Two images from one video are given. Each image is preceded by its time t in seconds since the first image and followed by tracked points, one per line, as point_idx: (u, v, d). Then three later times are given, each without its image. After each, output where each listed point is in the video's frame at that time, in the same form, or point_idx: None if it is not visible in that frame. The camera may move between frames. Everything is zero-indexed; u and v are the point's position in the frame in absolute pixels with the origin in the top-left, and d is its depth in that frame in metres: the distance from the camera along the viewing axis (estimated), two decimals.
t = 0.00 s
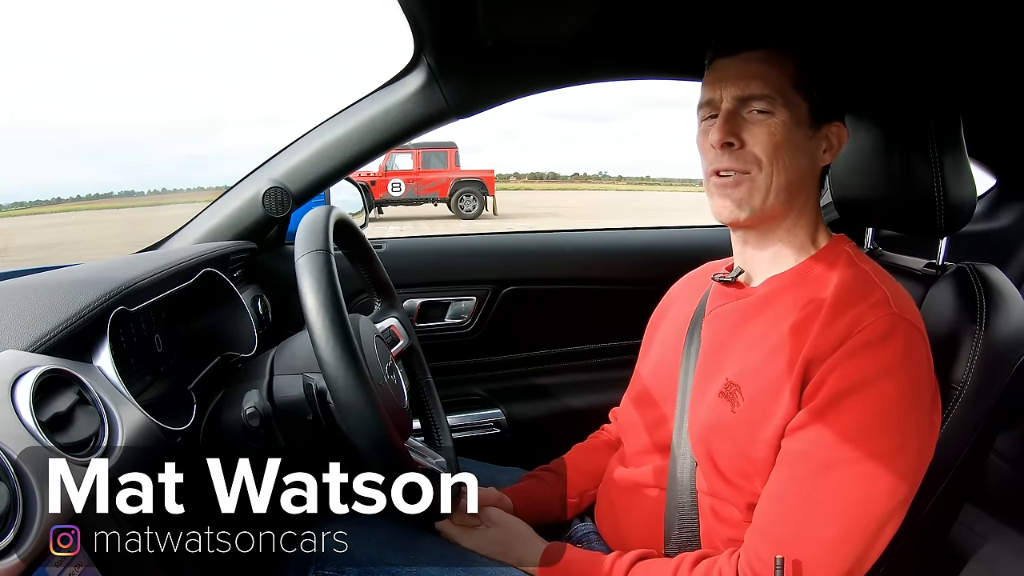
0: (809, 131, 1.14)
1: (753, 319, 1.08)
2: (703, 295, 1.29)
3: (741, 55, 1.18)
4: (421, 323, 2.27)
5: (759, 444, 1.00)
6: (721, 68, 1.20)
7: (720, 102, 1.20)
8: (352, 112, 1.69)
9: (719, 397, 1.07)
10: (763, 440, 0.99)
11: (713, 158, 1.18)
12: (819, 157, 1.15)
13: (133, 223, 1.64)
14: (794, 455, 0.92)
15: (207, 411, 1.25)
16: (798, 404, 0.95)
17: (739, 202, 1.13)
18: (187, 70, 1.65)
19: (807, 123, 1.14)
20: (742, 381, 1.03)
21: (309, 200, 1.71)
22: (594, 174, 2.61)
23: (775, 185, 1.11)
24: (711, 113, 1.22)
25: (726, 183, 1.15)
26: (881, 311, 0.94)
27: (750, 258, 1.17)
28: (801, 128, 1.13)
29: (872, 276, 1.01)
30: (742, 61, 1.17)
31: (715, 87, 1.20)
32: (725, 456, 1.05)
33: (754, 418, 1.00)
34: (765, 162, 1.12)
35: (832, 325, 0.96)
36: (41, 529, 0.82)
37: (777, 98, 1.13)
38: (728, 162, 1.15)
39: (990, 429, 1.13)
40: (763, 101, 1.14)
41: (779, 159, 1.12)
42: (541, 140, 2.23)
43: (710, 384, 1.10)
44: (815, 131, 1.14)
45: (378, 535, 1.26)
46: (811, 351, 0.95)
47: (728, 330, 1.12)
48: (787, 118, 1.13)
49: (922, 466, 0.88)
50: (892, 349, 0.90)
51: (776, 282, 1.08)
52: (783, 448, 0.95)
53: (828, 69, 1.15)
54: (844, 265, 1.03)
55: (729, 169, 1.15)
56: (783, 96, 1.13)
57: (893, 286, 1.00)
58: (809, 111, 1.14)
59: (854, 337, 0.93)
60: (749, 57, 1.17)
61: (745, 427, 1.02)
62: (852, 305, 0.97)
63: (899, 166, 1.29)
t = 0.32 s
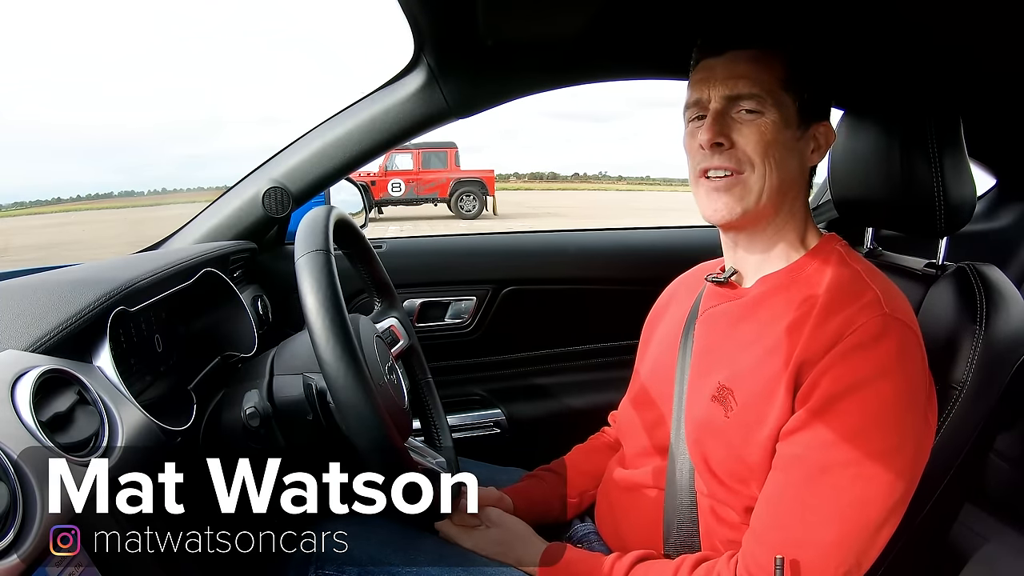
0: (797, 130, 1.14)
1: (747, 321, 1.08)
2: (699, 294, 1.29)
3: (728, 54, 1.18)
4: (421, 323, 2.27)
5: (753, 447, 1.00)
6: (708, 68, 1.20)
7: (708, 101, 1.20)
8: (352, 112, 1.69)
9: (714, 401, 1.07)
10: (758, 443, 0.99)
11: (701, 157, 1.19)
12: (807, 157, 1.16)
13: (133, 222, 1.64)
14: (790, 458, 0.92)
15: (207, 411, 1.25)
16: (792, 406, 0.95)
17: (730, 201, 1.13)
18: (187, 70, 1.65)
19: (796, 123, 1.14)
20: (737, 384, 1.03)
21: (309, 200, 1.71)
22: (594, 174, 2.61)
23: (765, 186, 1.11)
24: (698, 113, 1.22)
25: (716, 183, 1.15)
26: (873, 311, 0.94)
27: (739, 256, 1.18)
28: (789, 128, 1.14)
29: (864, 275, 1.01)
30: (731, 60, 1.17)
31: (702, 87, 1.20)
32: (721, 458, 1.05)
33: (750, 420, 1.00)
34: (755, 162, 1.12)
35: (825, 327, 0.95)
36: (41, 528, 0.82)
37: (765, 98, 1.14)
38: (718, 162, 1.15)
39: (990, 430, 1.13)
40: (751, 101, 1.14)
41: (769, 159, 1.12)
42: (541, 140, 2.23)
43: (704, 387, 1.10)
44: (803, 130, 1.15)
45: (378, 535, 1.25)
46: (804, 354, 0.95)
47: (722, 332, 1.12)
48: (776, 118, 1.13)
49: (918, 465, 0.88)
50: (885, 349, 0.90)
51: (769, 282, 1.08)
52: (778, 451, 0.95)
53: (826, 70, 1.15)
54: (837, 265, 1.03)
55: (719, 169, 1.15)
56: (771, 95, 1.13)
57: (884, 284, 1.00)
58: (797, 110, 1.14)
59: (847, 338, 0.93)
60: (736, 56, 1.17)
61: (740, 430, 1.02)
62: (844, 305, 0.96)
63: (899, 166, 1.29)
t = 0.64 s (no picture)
0: (788, 129, 1.13)
1: (749, 321, 1.08)
2: (701, 293, 1.29)
3: (720, 57, 1.19)
4: (421, 323, 2.27)
5: (753, 447, 1.00)
6: (700, 72, 1.22)
7: (700, 106, 1.21)
8: (352, 112, 1.70)
9: (715, 401, 1.07)
10: (759, 445, 0.99)
11: (692, 163, 1.22)
12: (803, 155, 1.14)
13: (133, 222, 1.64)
14: (792, 460, 0.91)
15: (207, 411, 1.25)
16: (793, 407, 0.95)
17: (717, 207, 1.15)
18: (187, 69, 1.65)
19: (788, 123, 1.13)
20: (737, 385, 1.03)
21: (309, 200, 1.71)
22: (594, 174, 2.61)
23: (751, 189, 1.12)
24: (693, 117, 1.24)
25: (705, 189, 1.17)
26: (875, 312, 0.94)
27: (737, 257, 1.19)
28: (779, 128, 1.13)
29: (866, 277, 1.01)
30: (721, 65, 1.18)
31: (695, 91, 1.22)
32: (719, 457, 1.06)
33: (751, 422, 1.00)
34: (741, 166, 1.13)
35: (826, 328, 0.95)
36: (41, 530, 0.82)
37: (752, 100, 1.14)
38: (707, 167, 1.18)
39: (990, 429, 1.13)
40: (739, 104, 1.15)
41: (755, 162, 1.12)
42: (541, 140, 2.24)
43: (705, 388, 1.10)
44: (796, 129, 1.13)
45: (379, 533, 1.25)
46: (806, 356, 0.95)
47: (724, 333, 1.12)
48: (764, 120, 1.13)
49: (918, 468, 0.88)
50: (887, 352, 0.90)
51: (771, 283, 1.08)
52: (779, 452, 0.95)
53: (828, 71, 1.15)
54: (838, 266, 1.03)
55: (708, 175, 1.18)
56: (758, 98, 1.14)
57: (885, 286, 1.00)
58: (789, 108, 1.13)
59: (848, 340, 0.93)
60: (726, 59, 1.18)
61: (740, 431, 1.02)
62: (846, 307, 0.96)
63: (899, 165, 1.29)
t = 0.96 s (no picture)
0: (778, 133, 1.11)
1: (764, 320, 1.08)
2: (709, 294, 1.29)
3: (710, 61, 1.19)
4: (420, 323, 2.27)
5: (767, 447, 0.99)
6: (694, 75, 1.22)
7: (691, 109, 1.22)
8: (352, 113, 1.70)
9: (728, 400, 1.06)
10: (770, 443, 0.98)
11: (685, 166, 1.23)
12: (795, 159, 1.13)
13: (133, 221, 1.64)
14: (806, 456, 0.90)
15: (207, 411, 1.26)
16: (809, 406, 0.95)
17: (705, 213, 1.18)
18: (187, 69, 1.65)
19: (779, 125, 1.11)
20: (751, 384, 1.03)
21: (309, 200, 1.71)
22: (594, 174, 2.61)
23: (740, 200, 1.13)
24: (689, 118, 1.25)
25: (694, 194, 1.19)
26: (896, 315, 0.94)
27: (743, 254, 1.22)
28: (766, 133, 1.12)
29: (884, 281, 1.02)
30: (710, 69, 1.18)
31: (688, 94, 1.23)
32: (729, 456, 1.05)
33: (764, 420, 1.00)
34: (724, 173, 1.14)
35: (846, 329, 0.96)
36: (41, 530, 0.79)
37: (738, 106, 1.13)
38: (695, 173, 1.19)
39: (991, 429, 1.13)
40: (725, 109, 1.15)
41: (741, 171, 1.12)
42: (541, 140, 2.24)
43: (717, 387, 1.10)
44: (785, 133, 1.12)
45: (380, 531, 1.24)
46: (824, 355, 0.95)
47: (737, 332, 1.12)
48: (750, 124, 1.12)
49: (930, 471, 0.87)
50: (907, 353, 0.90)
51: (788, 282, 1.09)
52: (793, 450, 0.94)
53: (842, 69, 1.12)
54: (853, 270, 1.04)
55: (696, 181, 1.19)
56: (743, 103, 1.13)
57: (904, 292, 1.01)
58: (779, 112, 1.12)
59: (867, 340, 0.93)
60: (715, 64, 1.18)
61: (752, 429, 1.01)
62: (865, 308, 0.97)
63: (899, 165, 1.29)
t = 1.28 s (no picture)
0: (792, 128, 1.12)
1: (764, 319, 1.08)
2: (709, 292, 1.29)
3: (738, 52, 1.21)
4: (421, 323, 2.27)
5: (766, 446, 0.99)
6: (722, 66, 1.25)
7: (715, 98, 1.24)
8: (352, 113, 1.70)
9: (726, 398, 1.06)
10: (770, 442, 0.98)
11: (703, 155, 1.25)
12: (808, 155, 1.13)
13: (133, 221, 1.65)
14: (805, 455, 0.90)
15: (207, 411, 1.25)
16: (808, 405, 0.94)
17: (714, 197, 1.18)
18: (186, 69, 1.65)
19: (794, 119, 1.12)
20: (750, 382, 1.03)
21: (309, 200, 1.71)
22: (594, 174, 2.61)
23: (747, 185, 1.13)
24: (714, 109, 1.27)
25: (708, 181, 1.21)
26: (894, 316, 0.95)
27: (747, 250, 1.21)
28: (781, 125, 1.12)
29: (883, 282, 1.02)
30: (735, 59, 1.20)
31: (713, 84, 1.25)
32: (728, 455, 1.05)
33: (763, 419, 1.00)
34: (737, 159, 1.15)
35: (845, 328, 0.96)
36: (41, 530, 0.79)
37: (757, 96, 1.15)
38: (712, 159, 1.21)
39: (991, 430, 1.13)
40: (744, 99, 1.16)
41: (753, 158, 1.13)
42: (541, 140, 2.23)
43: (716, 385, 1.10)
44: (800, 129, 1.12)
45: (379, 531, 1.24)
46: (823, 353, 0.95)
47: (736, 331, 1.12)
48: (766, 115, 1.14)
49: (929, 472, 0.87)
50: (904, 354, 0.91)
51: (786, 281, 1.09)
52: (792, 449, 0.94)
53: (844, 67, 1.12)
54: (852, 270, 1.04)
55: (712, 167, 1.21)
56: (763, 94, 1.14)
57: (903, 293, 1.01)
58: (795, 107, 1.12)
59: (866, 340, 0.93)
60: (741, 55, 1.20)
61: (751, 428, 1.01)
62: (864, 308, 0.97)
63: (899, 165, 1.29)
